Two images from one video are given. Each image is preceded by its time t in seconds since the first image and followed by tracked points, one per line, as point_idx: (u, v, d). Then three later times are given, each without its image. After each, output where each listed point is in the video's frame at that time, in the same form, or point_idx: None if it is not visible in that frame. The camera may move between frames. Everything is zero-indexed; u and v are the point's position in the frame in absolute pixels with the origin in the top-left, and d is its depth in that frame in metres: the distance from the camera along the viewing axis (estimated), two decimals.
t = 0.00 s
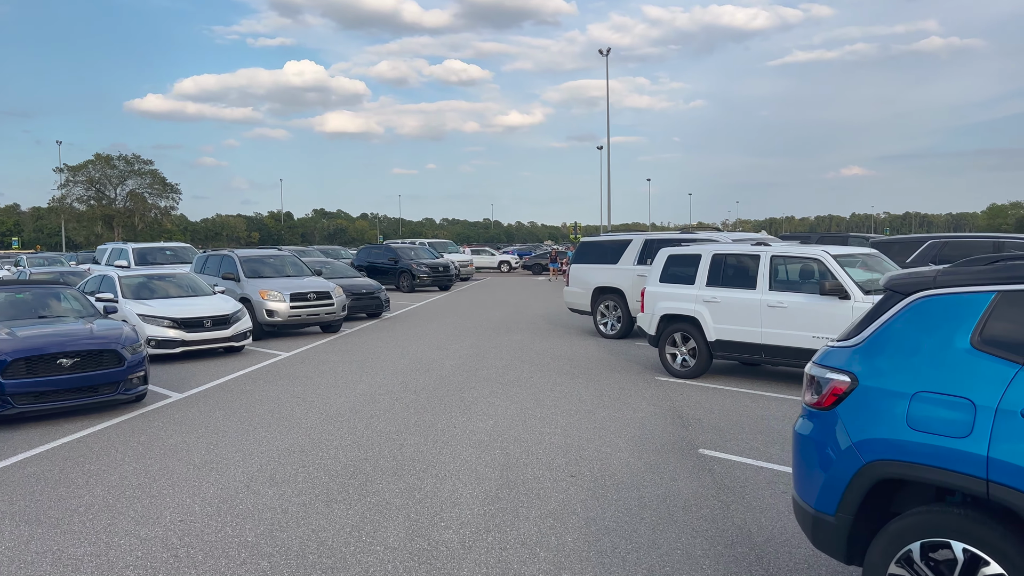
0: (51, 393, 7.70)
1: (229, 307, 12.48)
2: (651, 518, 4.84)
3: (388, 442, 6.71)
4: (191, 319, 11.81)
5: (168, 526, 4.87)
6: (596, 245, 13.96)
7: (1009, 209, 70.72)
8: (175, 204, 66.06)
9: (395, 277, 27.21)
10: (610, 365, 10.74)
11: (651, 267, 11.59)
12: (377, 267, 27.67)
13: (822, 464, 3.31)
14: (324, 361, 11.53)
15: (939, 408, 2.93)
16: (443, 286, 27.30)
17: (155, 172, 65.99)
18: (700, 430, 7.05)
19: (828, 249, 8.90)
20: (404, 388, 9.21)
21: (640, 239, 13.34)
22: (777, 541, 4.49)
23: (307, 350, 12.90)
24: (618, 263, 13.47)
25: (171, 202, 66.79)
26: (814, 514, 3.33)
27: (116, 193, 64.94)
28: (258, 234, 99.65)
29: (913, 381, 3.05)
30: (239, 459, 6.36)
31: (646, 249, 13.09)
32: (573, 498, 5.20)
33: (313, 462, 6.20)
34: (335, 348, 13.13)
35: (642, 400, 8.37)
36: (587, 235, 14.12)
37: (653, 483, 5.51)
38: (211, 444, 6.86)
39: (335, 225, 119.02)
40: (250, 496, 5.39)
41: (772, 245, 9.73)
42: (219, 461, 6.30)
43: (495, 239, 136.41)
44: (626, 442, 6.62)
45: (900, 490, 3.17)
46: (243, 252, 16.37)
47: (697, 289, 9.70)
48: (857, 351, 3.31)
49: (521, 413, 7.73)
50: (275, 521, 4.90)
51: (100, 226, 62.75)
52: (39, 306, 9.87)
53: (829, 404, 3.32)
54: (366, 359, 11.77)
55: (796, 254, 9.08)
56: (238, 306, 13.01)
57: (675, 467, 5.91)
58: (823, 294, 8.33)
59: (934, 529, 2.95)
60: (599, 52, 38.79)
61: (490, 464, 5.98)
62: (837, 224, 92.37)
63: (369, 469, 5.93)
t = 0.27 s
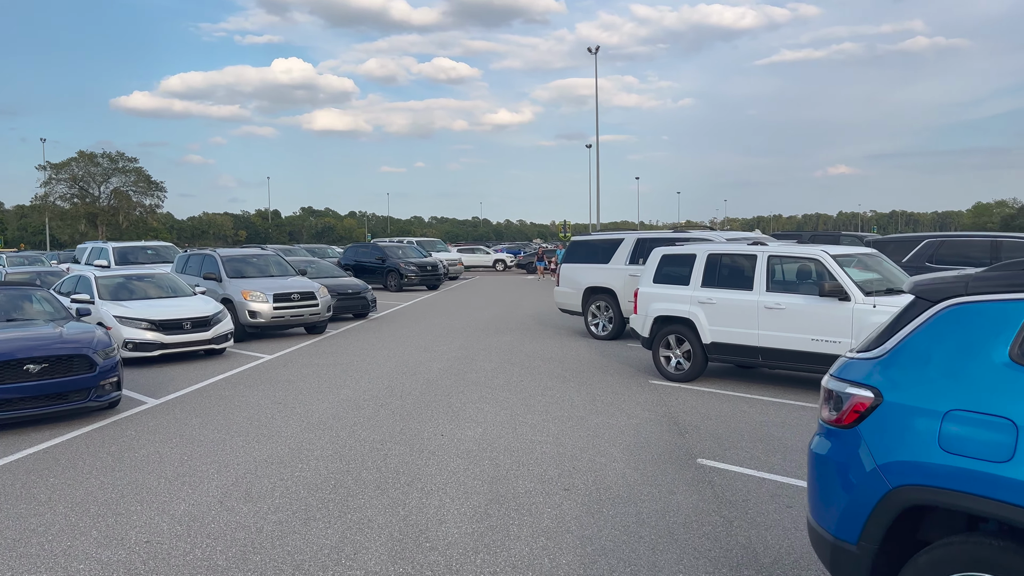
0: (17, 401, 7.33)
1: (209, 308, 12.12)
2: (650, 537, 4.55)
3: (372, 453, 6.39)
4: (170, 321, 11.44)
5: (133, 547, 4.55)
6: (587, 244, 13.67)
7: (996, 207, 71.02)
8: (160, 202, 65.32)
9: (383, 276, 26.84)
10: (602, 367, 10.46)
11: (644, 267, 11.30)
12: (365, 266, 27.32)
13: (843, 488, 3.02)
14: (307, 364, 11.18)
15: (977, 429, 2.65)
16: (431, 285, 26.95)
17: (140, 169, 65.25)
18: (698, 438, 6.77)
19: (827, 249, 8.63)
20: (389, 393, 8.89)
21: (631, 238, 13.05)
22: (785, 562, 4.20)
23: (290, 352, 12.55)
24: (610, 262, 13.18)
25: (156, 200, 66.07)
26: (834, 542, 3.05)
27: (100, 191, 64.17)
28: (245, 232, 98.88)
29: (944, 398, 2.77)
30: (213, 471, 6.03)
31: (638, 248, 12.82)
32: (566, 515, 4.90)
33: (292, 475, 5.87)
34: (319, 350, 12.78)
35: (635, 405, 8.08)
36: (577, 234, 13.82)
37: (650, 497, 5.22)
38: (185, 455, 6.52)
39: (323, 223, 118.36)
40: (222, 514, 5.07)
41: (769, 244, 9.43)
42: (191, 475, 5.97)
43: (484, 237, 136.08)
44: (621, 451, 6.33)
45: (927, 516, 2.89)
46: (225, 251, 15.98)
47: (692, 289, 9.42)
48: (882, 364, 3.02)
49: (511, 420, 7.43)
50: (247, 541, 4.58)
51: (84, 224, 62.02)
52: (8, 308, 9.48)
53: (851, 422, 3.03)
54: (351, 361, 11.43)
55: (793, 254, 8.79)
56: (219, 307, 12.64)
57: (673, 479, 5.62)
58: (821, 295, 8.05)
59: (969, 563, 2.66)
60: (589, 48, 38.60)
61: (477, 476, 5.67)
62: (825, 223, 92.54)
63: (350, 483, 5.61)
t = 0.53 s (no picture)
0: None
1: (185, 309, 11.74)
2: (644, 555, 4.26)
3: (350, 464, 6.06)
4: (143, 322, 11.05)
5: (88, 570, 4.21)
6: (574, 243, 13.39)
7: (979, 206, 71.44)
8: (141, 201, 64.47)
9: (367, 275, 26.45)
10: (590, 369, 10.17)
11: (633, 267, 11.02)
12: (348, 265, 26.93)
13: (861, 511, 2.73)
14: (286, 366, 10.83)
15: (1016, 450, 2.37)
16: (416, 284, 26.59)
17: (120, 167, 64.40)
18: (691, 445, 6.49)
19: (821, 248, 8.37)
20: (370, 397, 8.56)
21: (620, 237, 12.77)
22: None
23: (269, 354, 12.18)
24: (598, 262, 12.90)
25: (137, 198, 65.22)
26: (850, 571, 2.76)
27: (80, 189, 63.28)
28: (228, 231, 97.97)
29: (978, 414, 2.49)
30: (180, 484, 5.69)
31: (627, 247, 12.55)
32: (554, 531, 4.61)
33: (264, 488, 5.53)
34: (299, 352, 12.42)
35: (626, 410, 7.79)
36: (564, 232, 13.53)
37: (643, 510, 4.93)
38: (152, 466, 6.17)
39: (307, 221, 117.57)
40: (187, 531, 4.74)
41: (762, 243, 9.16)
42: (157, 488, 5.63)
43: (469, 235, 135.65)
44: (611, 459, 6.04)
45: (955, 544, 2.61)
46: (203, 250, 15.58)
47: (682, 290, 9.14)
48: (903, 375, 2.74)
49: (496, 426, 7.13)
50: (211, 563, 4.25)
51: (64, 222, 61.16)
52: None
53: (869, 439, 2.75)
54: (331, 364, 11.09)
55: (787, 254, 8.52)
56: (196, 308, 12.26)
57: (666, 490, 5.34)
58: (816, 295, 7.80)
59: None
60: (573, 47, 38.45)
61: (460, 489, 5.36)
62: (810, 221, 92.83)
63: (325, 497, 5.29)
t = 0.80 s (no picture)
0: None
1: (155, 310, 11.32)
2: None
3: (321, 475, 5.72)
4: (111, 324, 10.63)
5: None
6: (558, 240, 13.08)
7: (960, 203, 71.88)
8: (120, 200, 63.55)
9: (348, 275, 26.03)
10: (575, 371, 9.86)
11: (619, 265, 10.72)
12: (329, 264, 26.51)
13: (880, 539, 2.41)
14: (260, 369, 10.44)
15: None
16: (398, 284, 26.21)
17: (98, 166, 63.46)
18: (680, 451, 6.20)
19: (813, 245, 8.10)
20: (346, 402, 8.21)
21: (605, 234, 12.47)
22: None
23: (244, 356, 11.79)
24: (583, 260, 12.60)
25: (116, 197, 64.29)
26: None
27: (57, 188, 62.29)
28: (210, 230, 96.97)
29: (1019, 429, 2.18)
30: (138, 499, 5.33)
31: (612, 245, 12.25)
32: (538, 549, 4.29)
33: (228, 503, 5.18)
34: (275, 353, 12.04)
35: (612, 414, 7.49)
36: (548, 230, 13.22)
37: (632, 524, 4.62)
38: (110, 479, 5.80)
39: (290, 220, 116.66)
40: (140, 553, 4.39)
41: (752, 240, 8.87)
42: (112, 503, 5.25)
43: (454, 234, 135.13)
44: (596, 468, 5.73)
45: None
46: (176, 249, 15.13)
47: (670, 288, 8.84)
48: (927, 383, 2.42)
49: (477, 433, 6.80)
50: None
51: (41, 222, 60.16)
52: None
53: (889, 457, 2.43)
54: (308, 366, 10.72)
55: (778, 251, 8.24)
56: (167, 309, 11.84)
57: (656, 501, 5.04)
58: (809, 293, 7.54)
59: None
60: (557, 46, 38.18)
61: (437, 502, 5.03)
62: (793, 219, 93.16)
63: (293, 513, 4.94)
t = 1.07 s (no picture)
0: None
1: (126, 315, 10.91)
2: None
3: (292, 493, 5.38)
4: (78, 331, 10.22)
5: None
6: (543, 240, 12.78)
7: (942, 200, 72.30)
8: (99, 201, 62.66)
9: (330, 276, 25.62)
10: (561, 375, 9.56)
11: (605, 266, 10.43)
12: (310, 265, 26.09)
13: None
14: (235, 376, 10.08)
15: None
16: (381, 285, 25.83)
17: (76, 167, 62.56)
18: (672, 463, 5.91)
19: (806, 245, 7.83)
20: (322, 412, 7.86)
21: (591, 234, 12.18)
22: None
23: (219, 362, 11.40)
24: (568, 260, 12.31)
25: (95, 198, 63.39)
26: None
27: (34, 189, 61.32)
28: (191, 231, 95.97)
29: None
30: (95, 522, 4.98)
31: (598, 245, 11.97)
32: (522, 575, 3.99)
33: (191, 526, 4.84)
34: (251, 359, 11.66)
35: (600, 422, 7.19)
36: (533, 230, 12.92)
37: (623, 547, 4.33)
38: (67, 498, 5.44)
39: (273, 220, 115.76)
40: None
41: (743, 240, 8.60)
42: (66, 527, 4.90)
43: (438, 234, 134.61)
44: (584, 482, 5.44)
45: None
46: (150, 251, 14.71)
47: (659, 291, 8.56)
48: (962, 406, 2.13)
49: (458, 444, 6.48)
50: None
51: (17, 223, 59.26)
52: None
53: (919, 491, 2.14)
54: (284, 372, 10.36)
55: (770, 251, 7.97)
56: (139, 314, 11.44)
57: (647, 519, 4.75)
58: (802, 295, 7.29)
59: None
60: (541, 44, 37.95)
61: (415, 523, 4.71)
62: (777, 217, 93.44)
63: (260, 537, 4.61)
